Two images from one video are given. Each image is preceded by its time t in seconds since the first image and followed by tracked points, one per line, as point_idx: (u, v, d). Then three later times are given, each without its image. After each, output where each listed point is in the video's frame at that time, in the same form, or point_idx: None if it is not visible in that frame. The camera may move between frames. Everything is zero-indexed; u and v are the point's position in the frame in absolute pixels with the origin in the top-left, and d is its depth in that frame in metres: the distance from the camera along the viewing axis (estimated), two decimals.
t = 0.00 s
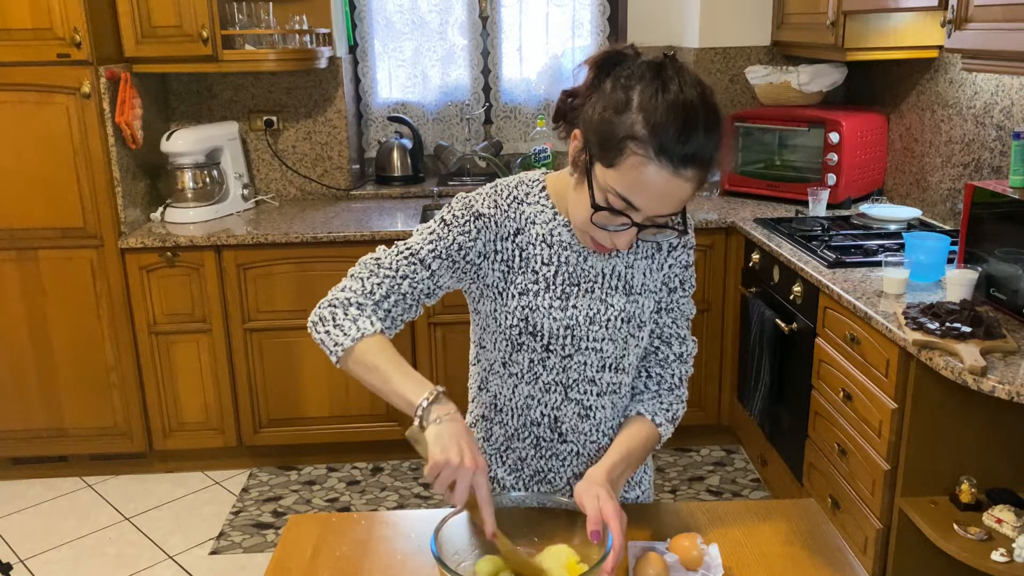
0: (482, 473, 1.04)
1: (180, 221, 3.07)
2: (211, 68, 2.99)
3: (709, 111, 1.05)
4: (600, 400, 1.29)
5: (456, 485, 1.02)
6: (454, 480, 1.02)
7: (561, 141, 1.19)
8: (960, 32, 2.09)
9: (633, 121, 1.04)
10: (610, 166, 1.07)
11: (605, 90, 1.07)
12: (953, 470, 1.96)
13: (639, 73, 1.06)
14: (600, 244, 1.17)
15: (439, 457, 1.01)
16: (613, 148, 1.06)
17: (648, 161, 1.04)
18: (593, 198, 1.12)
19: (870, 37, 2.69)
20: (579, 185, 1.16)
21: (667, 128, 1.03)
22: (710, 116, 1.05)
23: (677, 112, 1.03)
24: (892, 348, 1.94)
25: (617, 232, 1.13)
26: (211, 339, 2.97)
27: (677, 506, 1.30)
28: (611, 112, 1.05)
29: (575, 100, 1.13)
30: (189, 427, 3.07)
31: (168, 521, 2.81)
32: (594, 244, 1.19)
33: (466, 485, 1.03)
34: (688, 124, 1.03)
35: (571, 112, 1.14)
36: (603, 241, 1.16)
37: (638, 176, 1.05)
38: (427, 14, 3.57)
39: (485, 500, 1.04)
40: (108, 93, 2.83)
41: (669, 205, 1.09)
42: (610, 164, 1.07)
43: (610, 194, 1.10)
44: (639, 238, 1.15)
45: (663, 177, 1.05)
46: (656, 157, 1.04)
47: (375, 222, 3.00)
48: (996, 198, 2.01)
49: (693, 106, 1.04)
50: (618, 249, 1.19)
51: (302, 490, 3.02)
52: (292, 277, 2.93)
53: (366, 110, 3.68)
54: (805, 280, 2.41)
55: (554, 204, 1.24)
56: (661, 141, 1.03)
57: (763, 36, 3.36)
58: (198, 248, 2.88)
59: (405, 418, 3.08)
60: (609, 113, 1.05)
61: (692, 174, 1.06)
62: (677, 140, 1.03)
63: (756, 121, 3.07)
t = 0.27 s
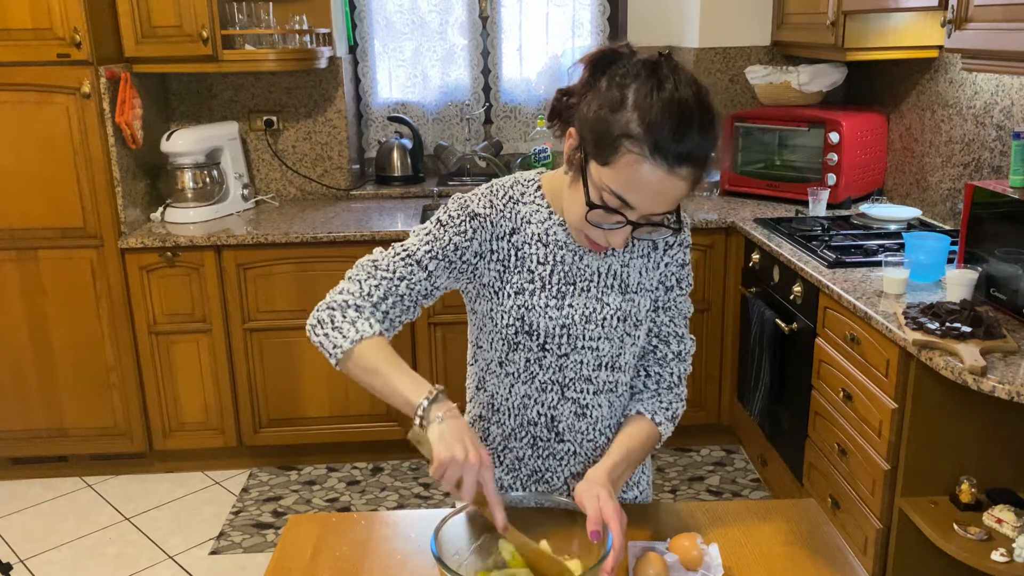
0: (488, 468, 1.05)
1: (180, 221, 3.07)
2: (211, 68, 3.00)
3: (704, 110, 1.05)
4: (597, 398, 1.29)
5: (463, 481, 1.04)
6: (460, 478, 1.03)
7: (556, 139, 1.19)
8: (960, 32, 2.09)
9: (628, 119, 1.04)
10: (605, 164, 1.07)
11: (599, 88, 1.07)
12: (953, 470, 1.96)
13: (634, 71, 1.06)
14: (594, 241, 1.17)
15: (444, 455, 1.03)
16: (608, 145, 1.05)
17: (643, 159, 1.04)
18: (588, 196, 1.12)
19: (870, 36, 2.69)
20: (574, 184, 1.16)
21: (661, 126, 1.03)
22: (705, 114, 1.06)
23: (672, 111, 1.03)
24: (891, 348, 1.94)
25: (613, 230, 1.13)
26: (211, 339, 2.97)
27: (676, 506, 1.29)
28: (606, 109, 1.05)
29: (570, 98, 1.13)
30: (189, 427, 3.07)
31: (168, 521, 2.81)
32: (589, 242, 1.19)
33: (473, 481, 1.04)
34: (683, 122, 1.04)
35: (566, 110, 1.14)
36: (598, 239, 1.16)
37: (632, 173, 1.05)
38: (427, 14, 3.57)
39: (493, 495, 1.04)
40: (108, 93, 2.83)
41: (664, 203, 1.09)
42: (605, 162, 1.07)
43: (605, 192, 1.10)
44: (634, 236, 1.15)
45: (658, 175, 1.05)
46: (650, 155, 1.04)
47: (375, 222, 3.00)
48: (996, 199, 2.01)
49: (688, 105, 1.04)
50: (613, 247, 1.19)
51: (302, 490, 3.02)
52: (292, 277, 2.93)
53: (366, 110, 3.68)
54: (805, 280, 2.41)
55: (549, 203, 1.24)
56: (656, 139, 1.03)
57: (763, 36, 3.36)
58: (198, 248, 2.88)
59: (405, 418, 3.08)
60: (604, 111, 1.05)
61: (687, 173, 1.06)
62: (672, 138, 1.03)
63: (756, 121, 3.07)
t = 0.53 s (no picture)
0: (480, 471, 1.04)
1: (180, 221, 3.07)
2: (211, 68, 2.99)
3: (707, 111, 1.05)
4: (598, 398, 1.29)
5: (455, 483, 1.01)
6: (454, 480, 1.01)
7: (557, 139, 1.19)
8: (960, 33, 2.09)
9: (632, 120, 1.04)
10: (609, 165, 1.07)
11: (602, 88, 1.07)
12: (953, 470, 1.96)
13: (637, 72, 1.06)
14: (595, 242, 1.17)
15: (439, 454, 1.00)
16: (611, 146, 1.05)
17: (647, 160, 1.04)
18: (591, 196, 1.11)
19: (869, 36, 2.69)
20: (574, 184, 1.16)
21: (665, 126, 1.03)
22: (708, 116, 1.06)
23: (676, 112, 1.03)
24: (892, 348, 1.94)
25: (614, 230, 1.13)
26: (211, 339, 2.97)
27: (676, 506, 1.29)
28: (610, 110, 1.05)
29: (571, 98, 1.13)
30: (189, 428, 3.07)
31: (168, 521, 2.81)
32: (589, 242, 1.19)
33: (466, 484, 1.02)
34: (687, 123, 1.04)
35: (567, 110, 1.14)
36: (598, 240, 1.16)
37: (636, 174, 1.05)
38: (427, 14, 3.57)
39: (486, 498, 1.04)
40: (108, 94, 2.83)
41: (666, 205, 1.09)
42: (608, 162, 1.07)
43: (608, 193, 1.09)
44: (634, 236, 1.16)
45: (662, 177, 1.05)
46: (654, 156, 1.04)
47: (375, 222, 3.00)
48: (996, 198, 2.01)
49: (692, 106, 1.04)
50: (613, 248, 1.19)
51: (302, 490, 3.02)
52: (292, 277, 2.93)
53: (366, 110, 3.68)
54: (805, 280, 2.41)
55: (548, 204, 1.24)
56: (660, 141, 1.03)
57: (763, 36, 3.36)
58: (198, 249, 2.88)
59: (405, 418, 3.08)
60: (608, 111, 1.05)
61: (690, 174, 1.06)
62: (676, 140, 1.03)
63: (756, 121, 3.06)
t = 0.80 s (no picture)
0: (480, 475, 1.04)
1: (180, 221, 3.07)
2: (211, 68, 2.99)
3: (713, 116, 1.05)
4: (596, 399, 1.29)
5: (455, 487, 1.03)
6: (452, 483, 1.03)
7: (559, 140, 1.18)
8: (960, 33, 2.09)
9: (637, 124, 1.04)
10: (613, 168, 1.07)
11: (607, 90, 1.07)
12: (953, 470, 1.96)
13: (643, 75, 1.05)
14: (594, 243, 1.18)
15: (437, 461, 1.02)
16: (616, 149, 1.05)
17: (652, 165, 1.04)
18: (594, 199, 1.11)
19: (870, 36, 2.69)
20: (575, 186, 1.16)
21: (671, 131, 1.03)
22: (713, 121, 1.05)
23: (681, 116, 1.03)
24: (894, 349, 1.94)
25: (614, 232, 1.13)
26: (211, 339, 2.97)
27: (676, 506, 1.29)
28: (615, 113, 1.05)
29: (574, 99, 1.13)
30: (188, 428, 3.07)
31: (169, 521, 2.81)
32: (589, 244, 1.19)
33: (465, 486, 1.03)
34: (692, 128, 1.03)
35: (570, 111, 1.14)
36: (599, 242, 1.16)
37: (641, 178, 1.05)
38: (427, 14, 3.57)
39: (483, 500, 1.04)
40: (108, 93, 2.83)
41: (669, 210, 1.09)
42: (613, 166, 1.06)
43: (611, 196, 1.09)
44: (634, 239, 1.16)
45: (667, 182, 1.05)
46: (660, 160, 1.04)
47: (375, 222, 3.00)
48: (996, 199, 2.01)
49: (698, 111, 1.04)
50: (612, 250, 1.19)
51: (302, 490, 3.02)
52: (291, 277, 2.93)
53: (366, 110, 3.67)
54: (806, 280, 2.41)
55: (548, 205, 1.24)
56: (666, 145, 1.03)
57: (763, 36, 3.35)
58: (198, 249, 2.88)
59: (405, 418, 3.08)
60: (613, 114, 1.05)
61: (694, 180, 1.06)
62: (682, 144, 1.03)
63: (756, 121, 3.06)
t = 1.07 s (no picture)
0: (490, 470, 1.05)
1: (180, 221, 3.07)
2: (211, 68, 2.99)
3: (715, 118, 1.05)
4: (597, 399, 1.29)
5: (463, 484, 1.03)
6: (460, 479, 1.03)
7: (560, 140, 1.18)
8: (960, 33, 2.09)
9: (639, 125, 1.04)
10: (614, 169, 1.07)
11: (609, 91, 1.07)
12: (953, 470, 1.96)
13: (646, 76, 1.05)
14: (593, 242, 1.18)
15: (445, 458, 1.02)
16: (618, 150, 1.05)
17: (654, 166, 1.04)
18: (595, 199, 1.11)
19: (869, 36, 2.69)
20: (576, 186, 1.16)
21: (672, 132, 1.03)
22: (716, 123, 1.05)
23: (684, 118, 1.03)
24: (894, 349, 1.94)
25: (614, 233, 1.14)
26: (211, 340, 2.97)
27: (676, 506, 1.29)
28: (617, 114, 1.05)
29: (576, 99, 1.13)
30: (188, 428, 3.07)
31: (169, 520, 2.81)
32: (589, 244, 1.19)
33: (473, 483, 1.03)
34: (694, 130, 1.03)
35: (571, 111, 1.14)
36: (600, 242, 1.16)
37: (643, 180, 1.05)
38: (427, 14, 3.57)
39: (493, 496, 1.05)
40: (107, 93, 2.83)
41: (670, 211, 1.09)
42: (614, 167, 1.06)
43: (613, 197, 1.09)
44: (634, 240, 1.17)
45: (669, 184, 1.05)
46: (662, 162, 1.04)
47: (375, 222, 3.00)
48: (996, 198, 2.01)
49: (700, 112, 1.04)
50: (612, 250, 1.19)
51: (302, 490, 3.02)
52: (291, 277, 2.92)
53: (366, 110, 3.67)
54: (806, 280, 2.41)
55: (549, 205, 1.24)
56: (668, 147, 1.03)
57: (763, 36, 3.35)
58: (198, 249, 2.88)
59: (405, 418, 3.08)
60: (615, 115, 1.05)
61: (695, 182, 1.06)
62: (684, 146, 1.03)
63: (756, 121, 3.06)
